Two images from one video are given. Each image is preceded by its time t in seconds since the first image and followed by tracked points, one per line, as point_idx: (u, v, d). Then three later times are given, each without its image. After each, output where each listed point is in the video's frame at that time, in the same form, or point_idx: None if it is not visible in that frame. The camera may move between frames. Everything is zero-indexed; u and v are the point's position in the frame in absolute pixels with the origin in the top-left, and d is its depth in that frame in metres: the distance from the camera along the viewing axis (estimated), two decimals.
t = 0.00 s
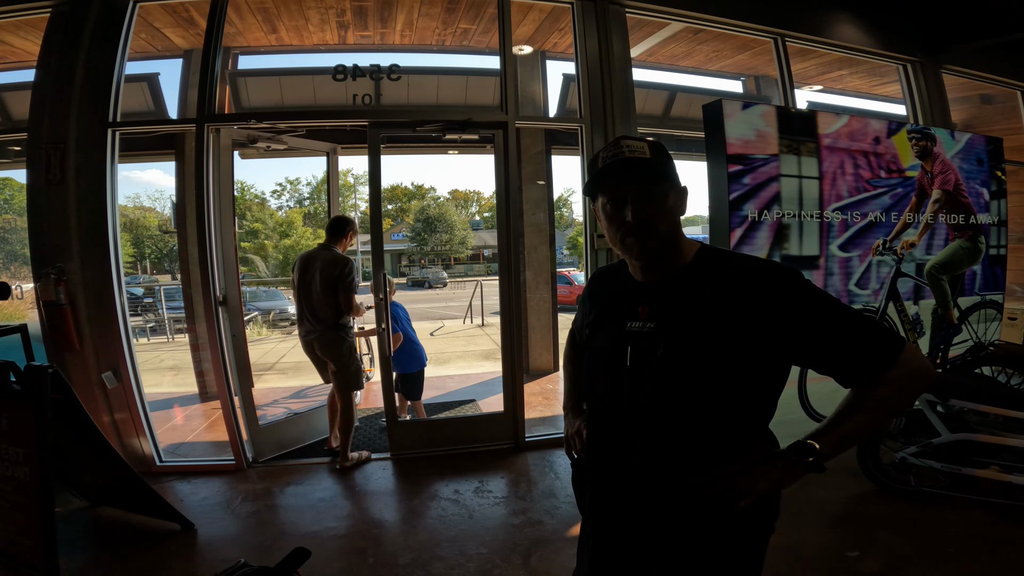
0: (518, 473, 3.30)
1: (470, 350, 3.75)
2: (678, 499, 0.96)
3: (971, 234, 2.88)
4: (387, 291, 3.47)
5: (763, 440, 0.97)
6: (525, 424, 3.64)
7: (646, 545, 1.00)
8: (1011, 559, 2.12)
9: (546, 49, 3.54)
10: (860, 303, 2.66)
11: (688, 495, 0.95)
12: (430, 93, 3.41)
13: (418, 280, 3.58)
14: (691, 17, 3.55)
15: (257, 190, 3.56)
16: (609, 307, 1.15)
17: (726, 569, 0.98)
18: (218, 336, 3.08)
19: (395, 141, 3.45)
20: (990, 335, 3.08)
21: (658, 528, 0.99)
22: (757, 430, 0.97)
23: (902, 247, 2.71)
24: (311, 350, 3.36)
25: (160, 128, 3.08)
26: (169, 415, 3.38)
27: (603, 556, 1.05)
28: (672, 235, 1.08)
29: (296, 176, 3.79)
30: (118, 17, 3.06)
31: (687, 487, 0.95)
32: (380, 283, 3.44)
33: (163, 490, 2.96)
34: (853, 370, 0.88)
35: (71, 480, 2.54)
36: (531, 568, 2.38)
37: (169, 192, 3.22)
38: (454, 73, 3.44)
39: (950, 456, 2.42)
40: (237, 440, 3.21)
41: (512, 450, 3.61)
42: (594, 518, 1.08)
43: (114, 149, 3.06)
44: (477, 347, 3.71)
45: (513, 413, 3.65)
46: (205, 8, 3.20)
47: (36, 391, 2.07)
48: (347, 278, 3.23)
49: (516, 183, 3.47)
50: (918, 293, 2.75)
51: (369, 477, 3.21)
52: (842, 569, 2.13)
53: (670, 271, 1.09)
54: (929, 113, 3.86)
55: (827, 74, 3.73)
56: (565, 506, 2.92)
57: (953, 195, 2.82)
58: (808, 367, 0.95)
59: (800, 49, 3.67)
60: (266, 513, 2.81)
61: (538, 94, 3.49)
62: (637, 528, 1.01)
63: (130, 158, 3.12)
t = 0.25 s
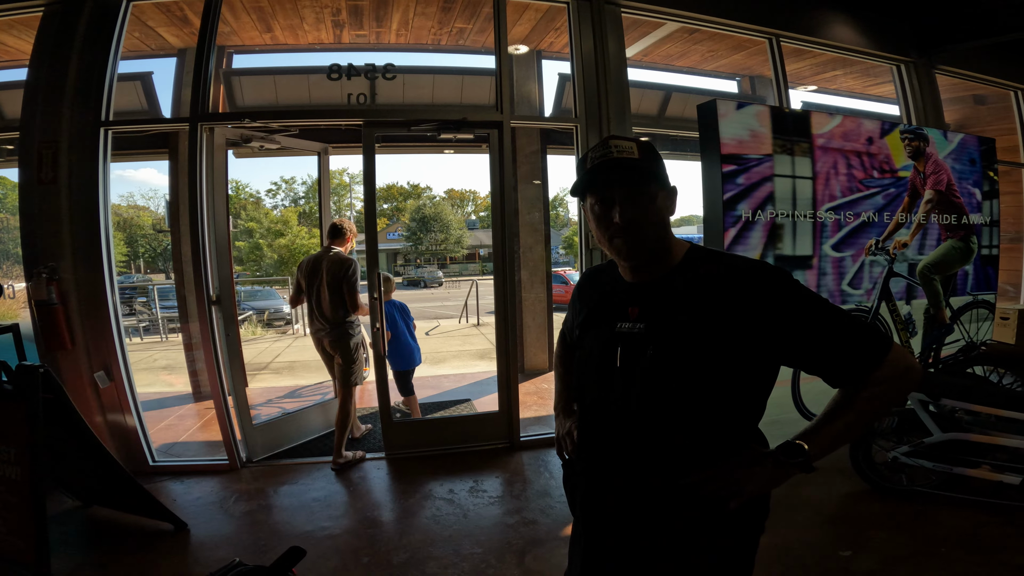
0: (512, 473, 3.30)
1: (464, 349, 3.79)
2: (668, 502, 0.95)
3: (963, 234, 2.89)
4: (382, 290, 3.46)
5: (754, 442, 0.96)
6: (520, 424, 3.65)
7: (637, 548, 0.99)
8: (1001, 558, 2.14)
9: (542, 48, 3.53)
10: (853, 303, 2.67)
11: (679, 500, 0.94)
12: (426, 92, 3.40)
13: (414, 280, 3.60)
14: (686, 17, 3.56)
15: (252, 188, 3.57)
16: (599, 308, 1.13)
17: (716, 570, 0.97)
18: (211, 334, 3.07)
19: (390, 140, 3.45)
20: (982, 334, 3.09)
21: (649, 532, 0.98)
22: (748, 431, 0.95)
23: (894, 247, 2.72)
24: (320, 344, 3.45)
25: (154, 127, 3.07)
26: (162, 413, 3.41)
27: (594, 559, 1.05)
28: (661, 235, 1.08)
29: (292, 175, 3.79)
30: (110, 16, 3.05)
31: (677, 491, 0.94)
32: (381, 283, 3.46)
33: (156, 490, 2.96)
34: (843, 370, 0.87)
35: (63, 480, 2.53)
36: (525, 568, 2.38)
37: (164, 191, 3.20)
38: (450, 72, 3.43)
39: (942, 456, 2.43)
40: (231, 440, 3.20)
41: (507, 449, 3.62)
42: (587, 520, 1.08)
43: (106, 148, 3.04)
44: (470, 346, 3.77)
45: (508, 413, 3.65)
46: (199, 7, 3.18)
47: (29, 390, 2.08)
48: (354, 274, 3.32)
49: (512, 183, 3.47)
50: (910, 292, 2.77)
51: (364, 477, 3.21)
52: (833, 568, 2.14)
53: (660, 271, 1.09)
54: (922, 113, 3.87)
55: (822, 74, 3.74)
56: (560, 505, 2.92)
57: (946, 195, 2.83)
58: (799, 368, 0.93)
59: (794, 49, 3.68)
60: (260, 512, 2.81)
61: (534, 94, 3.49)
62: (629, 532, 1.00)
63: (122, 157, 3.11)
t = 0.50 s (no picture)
0: (506, 472, 3.29)
1: (459, 349, 3.72)
2: (653, 506, 0.92)
3: (955, 234, 2.90)
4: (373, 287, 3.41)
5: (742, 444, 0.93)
6: (513, 423, 3.64)
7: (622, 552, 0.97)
8: (992, 558, 2.14)
9: (537, 47, 3.52)
10: (845, 302, 2.67)
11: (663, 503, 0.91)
12: (420, 91, 3.39)
13: (410, 279, 3.66)
14: (681, 16, 3.55)
15: (246, 187, 3.56)
16: (586, 307, 1.11)
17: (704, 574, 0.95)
18: (203, 332, 3.06)
19: (384, 138, 3.44)
20: (974, 334, 3.10)
21: (634, 536, 0.95)
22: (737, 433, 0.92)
23: (887, 246, 2.73)
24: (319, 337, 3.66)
25: (146, 125, 3.05)
26: (153, 412, 3.39)
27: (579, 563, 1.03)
28: (640, 239, 1.02)
29: (287, 174, 3.81)
30: (102, 14, 3.03)
31: (662, 495, 0.91)
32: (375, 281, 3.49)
33: (146, 490, 2.93)
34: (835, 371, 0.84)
35: (51, 480, 2.51)
36: (517, 568, 2.37)
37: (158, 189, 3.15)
38: (444, 71, 3.42)
39: (933, 455, 2.44)
40: (223, 440, 3.18)
41: (500, 448, 3.61)
42: (572, 523, 1.05)
43: (96, 146, 3.02)
44: (465, 346, 3.69)
45: (501, 412, 3.64)
46: (192, 5, 3.15)
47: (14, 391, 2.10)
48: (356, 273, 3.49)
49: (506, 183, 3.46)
50: (903, 292, 2.77)
51: (356, 476, 3.19)
52: (825, 568, 2.14)
53: (646, 269, 1.04)
54: (915, 113, 3.88)
55: (815, 74, 3.74)
56: (553, 505, 2.91)
57: (938, 195, 2.84)
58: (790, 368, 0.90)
59: (788, 49, 3.68)
60: (252, 512, 2.79)
61: (529, 93, 3.47)
62: (612, 536, 0.97)
63: (114, 156, 3.09)
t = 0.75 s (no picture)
0: (501, 472, 3.27)
1: (456, 347, 3.80)
2: (644, 511, 0.90)
3: (952, 233, 2.89)
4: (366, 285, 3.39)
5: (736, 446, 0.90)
6: (509, 423, 3.62)
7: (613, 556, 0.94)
8: (989, 558, 2.13)
9: (533, 45, 3.50)
10: (842, 301, 2.66)
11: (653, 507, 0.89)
12: (416, 89, 3.37)
13: (407, 278, 3.66)
14: (677, 14, 3.54)
15: (242, 186, 3.55)
16: (577, 305, 1.08)
17: None
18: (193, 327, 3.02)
19: (379, 136, 3.41)
20: (970, 333, 3.10)
21: (624, 540, 0.92)
22: (730, 436, 0.89)
23: (884, 245, 2.72)
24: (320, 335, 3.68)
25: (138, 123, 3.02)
26: (144, 412, 3.31)
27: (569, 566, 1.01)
28: (627, 237, 0.98)
29: (283, 174, 3.79)
30: (92, 10, 2.99)
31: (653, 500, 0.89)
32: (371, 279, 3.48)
33: (136, 490, 2.90)
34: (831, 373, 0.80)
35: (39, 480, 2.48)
36: (512, 569, 2.35)
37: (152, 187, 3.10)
38: (440, 69, 3.40)
39: (930, 455, 2.42)
40: (213, 438, 3.14)
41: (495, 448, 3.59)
42: (562, 526, 1.03)
43: (87, 144, 2.99)
44: (462, 344, 3.75)
45: (497, 412, 3.62)
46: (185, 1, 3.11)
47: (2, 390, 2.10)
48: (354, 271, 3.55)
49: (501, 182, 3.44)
50: (899, 291, 2.76)
51: (350, 476, 3.17)
52: (821, 568, 2.12)
53: (636, 266, 1.00)
54: (912, 113, 3.88)
55: (812, 73, 3.73)
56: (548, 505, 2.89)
57: (935, 193, 2.83)
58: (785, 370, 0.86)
59: (785, 48, 3.67)
60: (244, 512, 2.76)
61: (525, 91, 3.46)
62: (603, 541, 0.95)
63: (105, 153, 3.06)
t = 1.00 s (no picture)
0: (498, 471, 3.26)
1: (452, 346, 3.72)
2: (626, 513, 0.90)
3: (949, 232, 2.89)
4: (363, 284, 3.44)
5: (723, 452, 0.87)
6: (505, 422, 3.61)
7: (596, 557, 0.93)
8: (984, 558, 2.13)
9: (531, 43, 3.47)
10: (840, 300, 2.65)
11: (634, 508, 0.89)
12: (412, 87, 3.34)
13: (404, 277, 3.67)
14: (675, 13, 3.52)
15: (240, 184, 3.55)
16: (566, 306, 1.07)
17: None
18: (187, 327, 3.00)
19: (376, 135, 3.39)
20: (967, 333, 3.10)
21: (607, 542, 0.92)
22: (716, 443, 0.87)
23: (880, 244, 2.72)
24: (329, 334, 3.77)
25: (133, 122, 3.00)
26: (138, 412, 3.31)
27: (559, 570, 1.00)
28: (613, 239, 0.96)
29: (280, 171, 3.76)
30: (86, 8, 2.96)
31: (634, 502, 0.89)
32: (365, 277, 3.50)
33: (131, 490, 2.88)
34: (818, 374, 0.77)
35: (33, 480, 2.47)
36: (508, 568, 2.35)
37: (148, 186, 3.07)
38: (437, 68, 3.38)
39: (926, 455, 2.42)
40: (208, 436, 3.13)
41: (492, 448, 3.58)
42: (552, 529, 1.02)
43: (81, 142, 2.97)
44: (459, 343, 3.70)
45: (494, 411, 3.61)
46: None
47: None
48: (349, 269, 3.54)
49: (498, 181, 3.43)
50: (896, 290, 2.76)
51: (346, 476, 3.16)
52: (816, 568, 2.12)
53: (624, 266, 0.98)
54: (910, 113, 3.88)
55: (810, 72, 3.72)
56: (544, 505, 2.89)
57: (932, 193, 2.82)
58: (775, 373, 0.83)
59: (783, 47, 3.66)
60: (239, 512, 2.75)
61: (522, 89, 3.45)
62: (592, 544, 0.94)
63: (99, 152, 3.04)
